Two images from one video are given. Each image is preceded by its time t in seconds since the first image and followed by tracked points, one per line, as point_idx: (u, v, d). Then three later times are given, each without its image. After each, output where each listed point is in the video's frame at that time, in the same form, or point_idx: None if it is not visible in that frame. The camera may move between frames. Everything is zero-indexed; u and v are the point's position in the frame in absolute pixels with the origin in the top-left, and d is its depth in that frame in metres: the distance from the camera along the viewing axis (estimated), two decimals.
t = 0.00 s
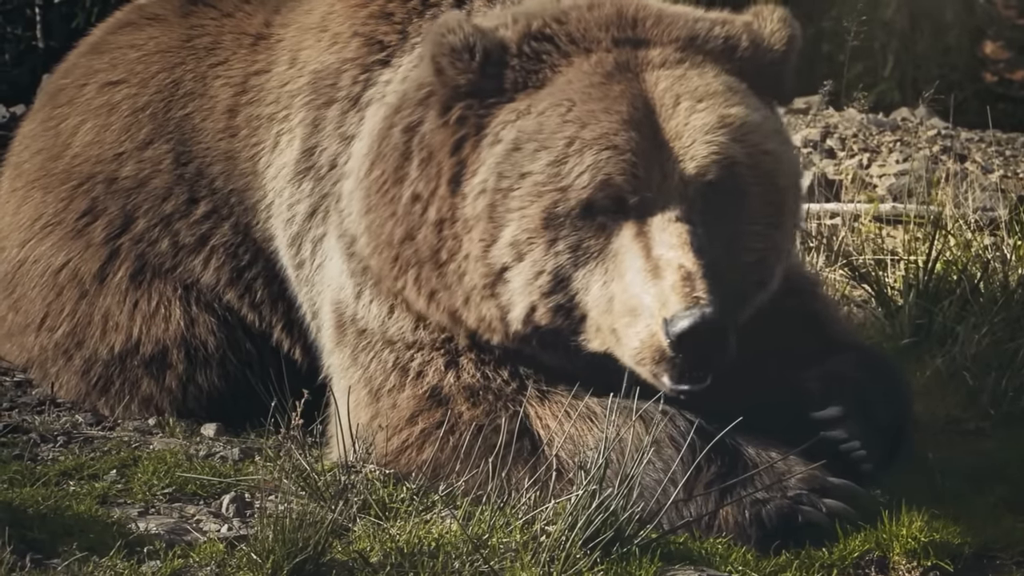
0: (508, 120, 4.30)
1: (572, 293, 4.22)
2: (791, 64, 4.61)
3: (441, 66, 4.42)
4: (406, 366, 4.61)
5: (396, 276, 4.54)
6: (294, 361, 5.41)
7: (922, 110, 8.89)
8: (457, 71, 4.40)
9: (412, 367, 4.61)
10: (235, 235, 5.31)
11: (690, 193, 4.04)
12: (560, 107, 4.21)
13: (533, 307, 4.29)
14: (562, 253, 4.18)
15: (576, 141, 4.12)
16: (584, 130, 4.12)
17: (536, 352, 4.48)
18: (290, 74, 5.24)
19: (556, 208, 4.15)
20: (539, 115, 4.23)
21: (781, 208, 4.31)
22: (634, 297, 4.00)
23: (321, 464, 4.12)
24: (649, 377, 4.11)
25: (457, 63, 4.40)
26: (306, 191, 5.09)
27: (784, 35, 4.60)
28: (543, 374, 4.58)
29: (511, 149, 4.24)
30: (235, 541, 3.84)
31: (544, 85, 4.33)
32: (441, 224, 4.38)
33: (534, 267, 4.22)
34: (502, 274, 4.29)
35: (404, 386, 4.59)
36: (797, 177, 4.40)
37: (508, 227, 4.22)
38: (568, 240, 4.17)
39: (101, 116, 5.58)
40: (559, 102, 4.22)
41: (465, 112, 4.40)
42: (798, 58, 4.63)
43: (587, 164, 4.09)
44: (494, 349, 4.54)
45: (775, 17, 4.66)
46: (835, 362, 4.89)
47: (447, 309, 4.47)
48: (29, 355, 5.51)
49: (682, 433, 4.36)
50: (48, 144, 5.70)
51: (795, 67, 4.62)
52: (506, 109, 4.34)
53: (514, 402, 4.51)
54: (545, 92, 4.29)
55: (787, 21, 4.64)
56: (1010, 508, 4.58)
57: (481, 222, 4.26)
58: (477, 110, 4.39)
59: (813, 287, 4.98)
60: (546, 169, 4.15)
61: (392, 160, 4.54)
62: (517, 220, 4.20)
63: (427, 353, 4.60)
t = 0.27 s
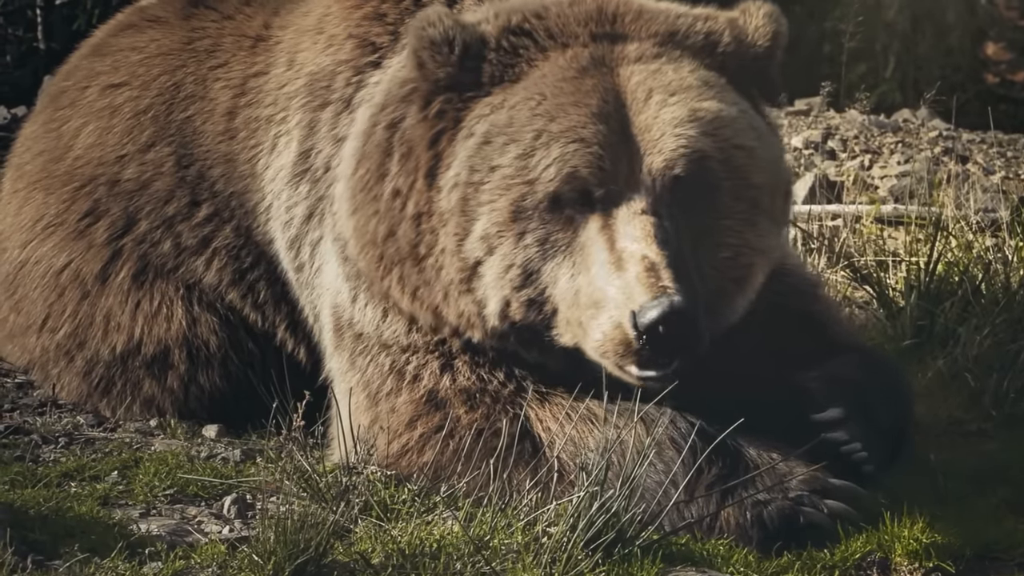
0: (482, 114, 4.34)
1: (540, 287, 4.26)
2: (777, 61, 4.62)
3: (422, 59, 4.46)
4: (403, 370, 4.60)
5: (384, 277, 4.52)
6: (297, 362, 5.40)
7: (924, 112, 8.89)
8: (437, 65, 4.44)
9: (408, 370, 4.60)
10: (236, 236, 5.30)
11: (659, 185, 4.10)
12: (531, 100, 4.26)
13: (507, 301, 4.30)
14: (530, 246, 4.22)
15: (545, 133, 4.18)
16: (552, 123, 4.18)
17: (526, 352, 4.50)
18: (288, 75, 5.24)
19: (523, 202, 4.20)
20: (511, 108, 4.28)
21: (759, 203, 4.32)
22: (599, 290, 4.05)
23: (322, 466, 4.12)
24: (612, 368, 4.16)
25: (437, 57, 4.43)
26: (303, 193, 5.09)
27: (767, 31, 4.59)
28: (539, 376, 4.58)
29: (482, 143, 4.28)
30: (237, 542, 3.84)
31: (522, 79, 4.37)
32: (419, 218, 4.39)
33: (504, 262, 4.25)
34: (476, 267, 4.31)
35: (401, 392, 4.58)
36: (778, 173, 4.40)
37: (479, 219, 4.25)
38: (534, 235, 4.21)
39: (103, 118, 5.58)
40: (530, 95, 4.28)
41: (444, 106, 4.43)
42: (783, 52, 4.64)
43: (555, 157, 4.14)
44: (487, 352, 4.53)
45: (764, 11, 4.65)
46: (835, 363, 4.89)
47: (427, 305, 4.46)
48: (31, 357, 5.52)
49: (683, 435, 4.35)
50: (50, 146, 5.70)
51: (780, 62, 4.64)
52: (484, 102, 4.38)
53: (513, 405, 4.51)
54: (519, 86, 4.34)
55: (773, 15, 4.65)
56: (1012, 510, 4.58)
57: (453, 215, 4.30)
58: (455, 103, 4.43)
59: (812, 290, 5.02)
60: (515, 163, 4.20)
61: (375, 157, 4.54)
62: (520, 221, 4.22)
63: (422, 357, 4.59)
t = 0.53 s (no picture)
0: (468, 119, 4.34)
1: (519, 293, 4.26)
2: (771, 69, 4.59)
3: (414, 61, 4.44)
4: (400, 374, 4.60)
5: (378, 279, 4.51)
6: (299, 364, 5.42)
7: (925, 114, 8.89)
8: (427, 67, 4.43)
9: (406, 374, 4.59)
10: (238, 238, 5.31)
11: (639, 196, 4.06)
12: (515, 106, 4.24)
13: (490, 308, 4.31)
14: (510, 253, 4.22)
15: (526, 141, 4.15)
16: (534, 131, 4.15)
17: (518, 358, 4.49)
18: (288, 78, 5.24)
19: (503, 207, 4.19)
20: (495, 114, 4.26)
21: (741, 213, 4.27)
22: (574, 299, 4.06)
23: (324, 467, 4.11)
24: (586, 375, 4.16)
25: (427, 58, 4.42)
26: (302, 195, 5.09)
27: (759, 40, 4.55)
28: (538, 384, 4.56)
29: (465, 147, 4.28)
30: (238, 544, 3.84)
31: (509, 84, 4.35)
32: (406, 220, 4.39)
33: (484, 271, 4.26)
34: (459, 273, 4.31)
35: (399, 396, 4.58)
36: (761, 186, 4.35)
37: (462, 225, 4.25)
38: (514, 243, 4.21)
39: (104, 119, 5.58)
40: (514, 102, 4.25)
41: (433, 108, 4.43)
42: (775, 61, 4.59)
43: (534, 164, 4.12)
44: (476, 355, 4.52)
45: (755, 18, 4.61)
46: (834, 363, 4.89)
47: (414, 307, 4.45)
48: (32, 358, 5.52)
49: (684, 437, 4.36)
50: (51, 147, 5.70)
51: (772, 71, 4.59)
52: (470, 106, 4.38)
53: (513, 407, 4.51)
54: (506, 91, 4.32)
55: (766, 24, 4.60)
56: (1013, 511, 4.58)
57: (435, 219, 4.30)
58: (445, 106, 4.42)
59: (811, 291, 5.02)
60: (496, 169, 4.19)
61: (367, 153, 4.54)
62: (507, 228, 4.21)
63: (419, 361, 4.59)
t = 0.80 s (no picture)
0: (461, 125, 4.33)
1: (508, 303, 4.22)
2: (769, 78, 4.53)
3: (410, 66, 4.45)
4: (401, 377, 4.61)
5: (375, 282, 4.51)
6: (300, 368, 5.41)
7: (926, 115, 8.89)
8: (423, 71, 4.43)
9: (406, 377, 4.60)
10: (237, 240, 5.31)
11: (626, 209, 4.00)
12: (506, 115, 4.20)
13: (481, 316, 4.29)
14: (498, 262, 4.18)
15: (514, 151, 4.11)
16: (522, 141, 4.11)
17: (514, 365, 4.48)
18: (288, 79, 5.23)
19: (491, 217, 4.16)
20: (487, 123, 4.23)
21: (732, 224, 4.22)
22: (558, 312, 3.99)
23: (325, 469, 4.11)
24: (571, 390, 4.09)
25: (422, 64, 4.42)
26: (302, 197, 5.08)
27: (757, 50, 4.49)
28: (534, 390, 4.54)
29: (456, 154, 4.26)
30: (239, 546, 3.84)
31: (504, 90, 4.33)
32: (399, 223, 4.39)
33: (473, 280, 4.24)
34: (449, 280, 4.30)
35: (399, 398, 4.58)
36: (753, 200, 4.27)
37: (452, 233, 4.24)
38: (501, 252, 4.17)
39: (104, 120, 5.58)
40: (505, 111, 4.22)
41: (428, 112, 4.42)
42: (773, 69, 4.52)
43: (521, 175, 4.09)
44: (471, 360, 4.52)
45: (754, 25, 4.54)
46: (834, 365, 4.90)
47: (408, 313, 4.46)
48: (33, 360, 5.52)
49: (686, 440, 4.36)
50: (51, 149, 5.70)
51: (770, 79, 4.53)
52: (464, 112, 4.36)
53: (515, 409, 4.52)
54: (501, 98, 4.29)
55: (765, 31, 4.53)
56: (1014, 513, 4.58)
57: (426, 224, 4.30)
58: (440, 111, 4.41)
59: (812, 294, 5.02)
60: (485, 179, 4.16)
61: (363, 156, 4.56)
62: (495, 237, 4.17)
63: (419, 363, 4.59)
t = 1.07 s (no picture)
0: (456, 125, 4.31)
1: (500, 302, 4.21)
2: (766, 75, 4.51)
3: (411, 64, 4.43)
4: (400, 379, 4.60)
5: (373, 282, 4.51)
6: (300, 369, 5.39)
7: (927, 118, 8.90)
8: (425, 70, 4.41)
9: (406, 379, 4.59)
10: (238, 242, 5.29)
11: (613, 208, 4.01)
12: (500, 115, 4.20)
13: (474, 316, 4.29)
14: (489, 262, 4.18)
15: (505, 151, 4.11)
16: (512, 142, 4.11)
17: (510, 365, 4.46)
18: (287, 81, 5.23)
19: (482, 218, 4.15)
20: (479, 122, 4.23)
21: (724, 224, 4.20)
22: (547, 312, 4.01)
23: (326, 472, 4.11)
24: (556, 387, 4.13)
25: (426, 62, 4.40)
26: (303, 199, 5.07)
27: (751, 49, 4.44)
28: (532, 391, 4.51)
29: (449, 154, 4.26)
30: (240, 548, 3.84)
31: (499, 89, 4.32)
32: (396, 221, 4.39)
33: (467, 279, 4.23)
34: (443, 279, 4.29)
35: (399, 401, 4.58)
36: (746, 201, 4.25)
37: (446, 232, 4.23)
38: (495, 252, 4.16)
39: (105, 123, 5.58)
40: (498, 110, 4.21)
41: (426, 110, 4.42)
42: (769, 67, 4.50)
43: (511, 175, 4.09)
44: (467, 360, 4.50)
45: (750, 23, 4.50)
46: (836, 367, 4.89)
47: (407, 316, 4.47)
48: (34, 363, 5.52)
49: (687, 442, 4.35)
50: (52, 151, 5.71)
51: (766, 77, 4.50)
52: (461, 109, 4.35)
53: (515, 411, 4.52)
54: (497, 97, 4.28)
55: (762, 28, 4.48)
56: (1015, 515, 4.57)
57: (420, 223, 4.30)
58: (439, 109, 4.41)
59: (812, 295, 5.00)
60: (476, 179, 4.16)
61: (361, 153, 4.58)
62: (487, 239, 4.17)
63: (419, 365, 4.57)
